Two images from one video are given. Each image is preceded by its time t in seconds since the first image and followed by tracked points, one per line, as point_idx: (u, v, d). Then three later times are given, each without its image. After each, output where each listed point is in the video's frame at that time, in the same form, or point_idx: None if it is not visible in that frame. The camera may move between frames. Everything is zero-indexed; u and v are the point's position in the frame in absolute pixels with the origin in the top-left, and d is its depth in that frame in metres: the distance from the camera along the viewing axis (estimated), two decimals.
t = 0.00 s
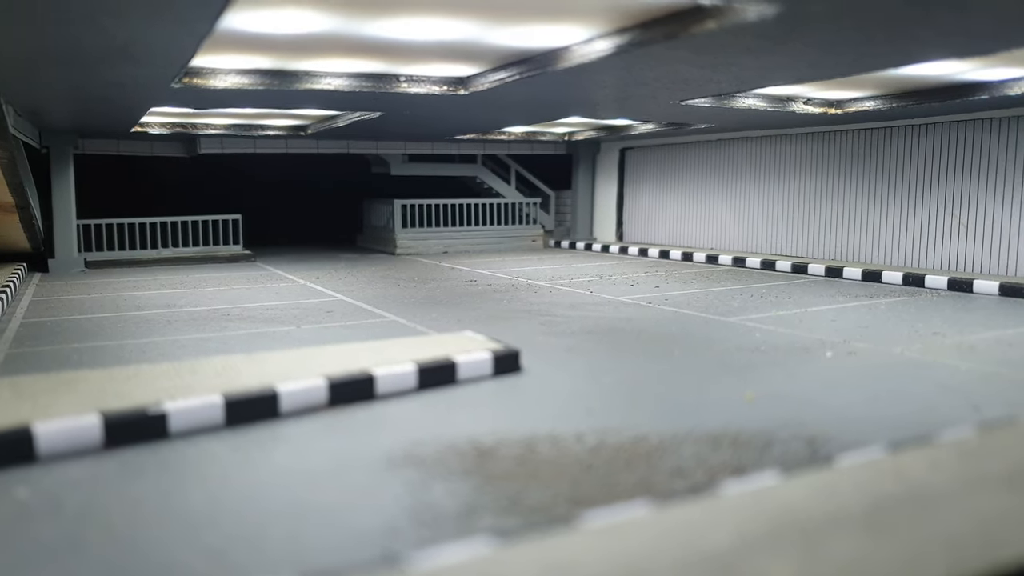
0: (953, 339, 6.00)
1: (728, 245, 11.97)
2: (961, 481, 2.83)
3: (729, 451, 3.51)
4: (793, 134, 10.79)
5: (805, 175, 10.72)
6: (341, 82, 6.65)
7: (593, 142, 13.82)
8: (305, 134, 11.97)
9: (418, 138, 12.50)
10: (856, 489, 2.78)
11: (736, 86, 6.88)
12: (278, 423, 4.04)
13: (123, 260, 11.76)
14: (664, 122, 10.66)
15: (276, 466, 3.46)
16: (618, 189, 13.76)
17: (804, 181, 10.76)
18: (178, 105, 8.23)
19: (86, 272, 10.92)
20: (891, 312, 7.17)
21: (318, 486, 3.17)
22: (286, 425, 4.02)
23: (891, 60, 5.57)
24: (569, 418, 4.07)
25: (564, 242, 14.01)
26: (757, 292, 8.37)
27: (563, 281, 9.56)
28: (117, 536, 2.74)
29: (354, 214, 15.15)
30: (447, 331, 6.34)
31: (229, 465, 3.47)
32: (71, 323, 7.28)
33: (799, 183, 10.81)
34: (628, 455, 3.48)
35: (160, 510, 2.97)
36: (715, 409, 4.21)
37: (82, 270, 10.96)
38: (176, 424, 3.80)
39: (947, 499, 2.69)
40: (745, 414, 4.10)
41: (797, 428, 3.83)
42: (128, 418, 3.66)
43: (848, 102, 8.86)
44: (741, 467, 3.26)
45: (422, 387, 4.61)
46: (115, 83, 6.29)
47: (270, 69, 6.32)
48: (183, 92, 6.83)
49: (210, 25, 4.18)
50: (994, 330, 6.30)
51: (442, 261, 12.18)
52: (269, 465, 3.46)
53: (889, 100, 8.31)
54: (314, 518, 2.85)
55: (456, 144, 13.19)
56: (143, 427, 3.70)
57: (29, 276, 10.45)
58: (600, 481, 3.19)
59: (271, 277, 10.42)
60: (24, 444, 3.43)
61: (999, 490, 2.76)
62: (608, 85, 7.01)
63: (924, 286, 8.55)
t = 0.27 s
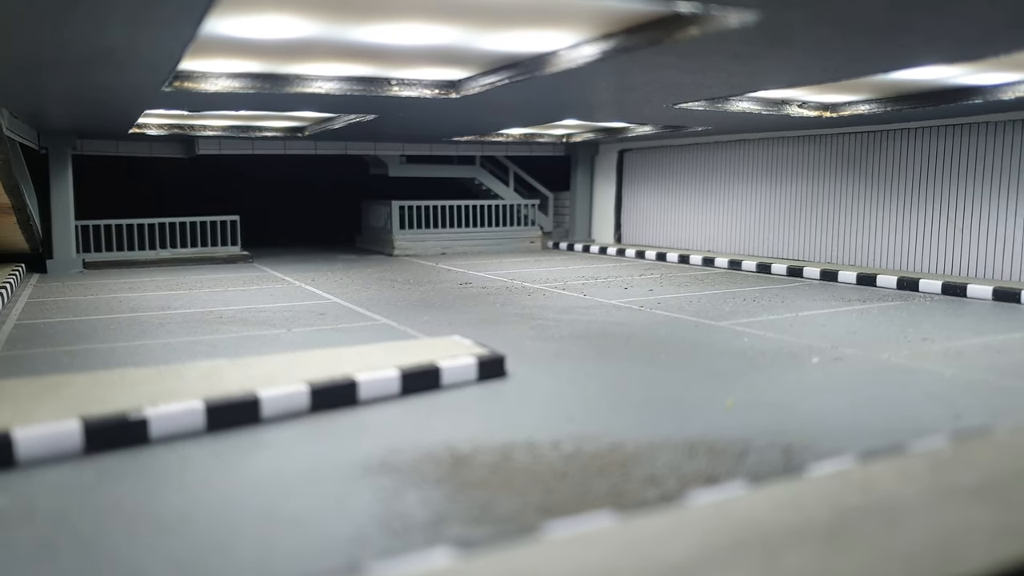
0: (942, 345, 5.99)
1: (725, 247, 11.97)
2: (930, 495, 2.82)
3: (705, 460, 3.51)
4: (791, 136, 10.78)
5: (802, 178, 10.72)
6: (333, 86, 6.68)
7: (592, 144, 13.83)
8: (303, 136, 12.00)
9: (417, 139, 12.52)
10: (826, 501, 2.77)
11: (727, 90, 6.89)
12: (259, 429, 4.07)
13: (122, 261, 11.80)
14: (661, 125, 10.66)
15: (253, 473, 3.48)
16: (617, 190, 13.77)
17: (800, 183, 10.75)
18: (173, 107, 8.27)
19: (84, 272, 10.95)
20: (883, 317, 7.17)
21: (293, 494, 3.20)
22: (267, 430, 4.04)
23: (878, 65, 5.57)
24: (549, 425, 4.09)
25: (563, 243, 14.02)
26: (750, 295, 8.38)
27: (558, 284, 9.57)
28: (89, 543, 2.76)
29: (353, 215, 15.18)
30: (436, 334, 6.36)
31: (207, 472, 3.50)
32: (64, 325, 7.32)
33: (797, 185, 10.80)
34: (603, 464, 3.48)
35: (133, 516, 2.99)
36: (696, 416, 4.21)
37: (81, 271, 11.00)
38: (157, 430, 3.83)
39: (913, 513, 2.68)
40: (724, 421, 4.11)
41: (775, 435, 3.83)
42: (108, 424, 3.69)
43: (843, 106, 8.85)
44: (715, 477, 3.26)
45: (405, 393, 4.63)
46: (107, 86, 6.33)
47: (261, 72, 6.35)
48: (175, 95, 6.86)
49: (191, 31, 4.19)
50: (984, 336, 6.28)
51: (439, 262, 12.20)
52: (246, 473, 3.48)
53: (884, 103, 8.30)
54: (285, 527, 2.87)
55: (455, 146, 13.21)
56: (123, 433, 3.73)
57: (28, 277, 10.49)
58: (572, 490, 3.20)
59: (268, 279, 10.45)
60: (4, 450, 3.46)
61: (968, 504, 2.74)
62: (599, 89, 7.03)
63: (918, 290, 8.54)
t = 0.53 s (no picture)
0: (938, 334, 5.98)
1: (725, 241, 11.96)
2: (916, 478, 2.81)
3: (695, 445, 3.51)
4: (789, 128, 10.77)
5: (801, 170, 10.70)
6: (329, 81, 6.70)
7: (592, 139, 13.82)
8: (303, 134, 12.02)
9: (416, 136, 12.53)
10: (810, 484, 2.76)
11: (722, 80, 6.89)
12: (252, 421, 4.08)
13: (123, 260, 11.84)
14: (659, 118, 10.65)
15: (241, 463, 3.49)
16: (617, 185, 13.76)
17: (800, 175, 10.74)
18: (171, 104, 8.29)
19: (86, 272, 10.97)
20: (882, 307, 7.15)
21: (282, 484, 3.21)
22: (260, 422, 4.06)
23: (871, 52, 5.57)
24: (541, 413, 4.09)
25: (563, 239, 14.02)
26: (749, 287, 8.37)
27: (558, 278, 9.57)
28: (77, 534, 2.78)
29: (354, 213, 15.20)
30: (433, 327, 6.37)
31: (198, 463, 3.52)
32: (64, 322, 7.35)
33: (797, 177, 10.78)
34: (594, 451, 3.48)
35: (121, 507, 3.01)
36: (689, 403, 4.21)
37: (82, 271, 11.04)
38: (150, 422, 3.85)
39: (899, 496, 2.67)
40: (717, 408, 4.10)
41: (767, 421, 3.82)
42: (101, 416, 3.71)
43: (841, 97, 8.84)
44: (704, 461, 3.26)
45: (400, 384, 4.64)
46: (104, 83, 6.35)
47: (257, 68, 6.38)
48: (172, 92, 6.89)
49: (181, 23, 4.22)
50: (982, 324, 6.27)
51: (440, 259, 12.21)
52: (235, 463, 3.50)
53: (881, 94, 8.29)
54: (271, 516, 2.89)
55: (454, 142, 13.21)
56: (115, 425, 3.75)
57: (29, 276, 10.53)
58: (561, 476, 3.21)
59: (268, 276, 10.47)
60: None
61: (955, 486, 2.74)
62: (595, 81, 7.03)
63: (918, 280, 8.52)
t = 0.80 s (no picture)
0: (940, 327, 5.93)
1: (727, 235, 11.90)
2: (912, 467, 2.76)
3: (690, 435, 3.47)
4: (792, 122, 10.71)
5: (804, 164, 10.65)
6: (327, 72, 6.67)
7: (594, 134, 13.78)
8: (304, 128, 11.99)
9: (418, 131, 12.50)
10: (804, 473, 2.71)
11: (723, 71, 6.84)
12: (245, 411, 4.05)
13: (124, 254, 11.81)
14: (661, 112, 10.60)
15: (231, 452, 3.47)
16: (619, 180, 13.71)
17: (802, 170, 10.68)
18: (170, 96, 8.27)
19: (87, 265, 10.96)
20: (883, 301, 7.10)
21: (272, 472, 3.18)
22: (253, 412, 4.03)
23: (872, 42, 5.52)
24: (536, 403, 4.06)
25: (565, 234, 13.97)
26: (750, 281, 8.33)
27: (558, 272, 9.53)
28: (62, 522, 2.75)
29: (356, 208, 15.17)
30: (431, 320, 6.33)
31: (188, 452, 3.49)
32: (62, 314, 7.32)
33: (799, 172, 10.72)
34: (588, 440, 3.44)
35: (108, 496, 2.99)
36: (686, 394, 4.17)
37: (83, 264, 11.02)
38: (142, 412, 3.82)
39: (894, 485, 2.63)
40: (714, 399, 4.06)
41: (764, 411, 3.77)
42: (92, 405, 3.68)
43: (843, 90, 8.79)
44: (697, 450, 3.22)
45: (395, 375, 4.60)
46: (101, 74, 6.33)
47: (254, 59, 6.35)
48: (171, 83, 6.87)
49: (173, 10, 4.19)
50: (983, 317, 6.22)
51: (441, 253, 12.18)
52: (226, 452, 3.47)
53: (884, 87, 8.23)
54: (259, 503, 2.86)
55: (456, 137, 13.18)
56: (106, 414, 3.72)
57: (30, 270, 10.51)
58: (554, 464, 3.17)
59: (268, 270, 10.44)
60: None
61: (954, 475, 2.69)
62: (595, 73, 6.99)
63: (920, 274, 8.46)
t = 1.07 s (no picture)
0: (928, 335, 5.88)
1: (722, 238, 11.85)
2: (886, 493, 2.71)
3: (667, 456, 3.42)
4: (784, 125, 10.66)
5: (797, 167, 10.60)
6: (311, 83, 6.63)
7: (588, 137, 13.72)
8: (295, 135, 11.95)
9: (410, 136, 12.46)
10: (774, 501, 2.66)
11: (710, 78, 6.79)
12: (221, 432, 4.02)
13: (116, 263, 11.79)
14: (653, 117, 10.56)
15: (202, 478, 3.43)
16: (614, 183, 13.66)
17: (796, 172, 10.63)
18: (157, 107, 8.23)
19: (79, 275, 10.94)
20: (874, 307, 7.05)
21: (240, 500, 3.15)
22: (229, 434, 3.99)
23: (856, 48, 5.47)
24: (514, 422, 4.02)
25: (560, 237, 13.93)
26: (741, 287, 8.28)
27: (550, 278, 9.49)
28: (23, 556, 2.73)
29: (351, 213, 15.14)
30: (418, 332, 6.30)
31: (158, 477, 3.46)
32: (50, 328, 7.30)
33: (793, 175, 10.67)
34: (563, 462, 3.40)
35: (74, 526, 2.96)
36: (666, 410, 4.13)
37: (74, 274, 11.00)
38: (114, 435, 3.79)
39: (866, 513, 2.58)
40: (694, 415, 4.02)
41: (743, 430, 3.73)
42: (62, 430, 3.66)
43: (834, 94, 8.74)
44: (672, 474, 3.17)
45: (376, 393, 4.56)
46: (84, 88, 6.30)
47: (237, 71, 6.32)
48: (155, 97, 6.84)
49: (144, 29, 4.16)
50: (973, 324, 6.16)
51: (434, 259, 12.14)
52: (197, 477, 3.44)
53: (874, 91, 8.18)
54: (222, 535, 2.84)
55: (449, 142, 13.14)
56: (78, 438, 3.69)
57: (21, 280, 10.49)
58: (526, 489, 3.12)
59: (260, 279, 10.42)
60: None
61: (926, 501, 2.64)
62: (581, 82, 6.94)
63: (912, 278, 8.41)
